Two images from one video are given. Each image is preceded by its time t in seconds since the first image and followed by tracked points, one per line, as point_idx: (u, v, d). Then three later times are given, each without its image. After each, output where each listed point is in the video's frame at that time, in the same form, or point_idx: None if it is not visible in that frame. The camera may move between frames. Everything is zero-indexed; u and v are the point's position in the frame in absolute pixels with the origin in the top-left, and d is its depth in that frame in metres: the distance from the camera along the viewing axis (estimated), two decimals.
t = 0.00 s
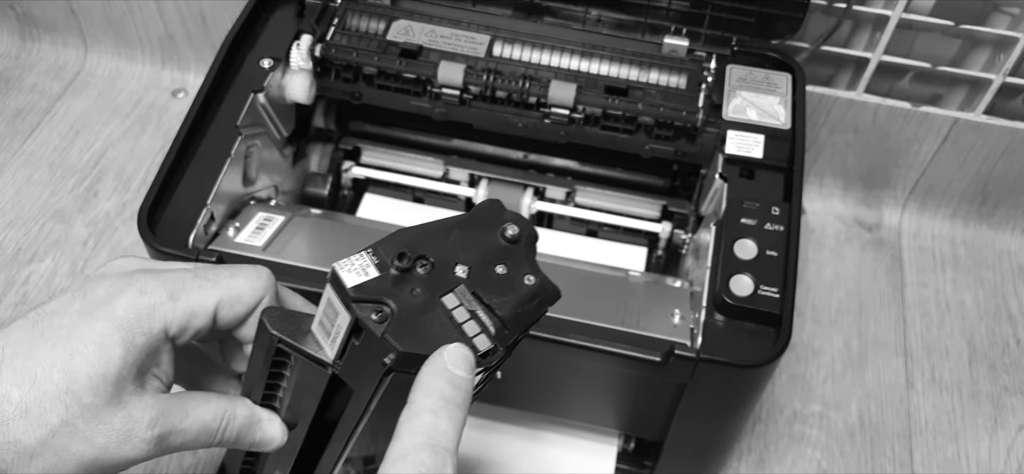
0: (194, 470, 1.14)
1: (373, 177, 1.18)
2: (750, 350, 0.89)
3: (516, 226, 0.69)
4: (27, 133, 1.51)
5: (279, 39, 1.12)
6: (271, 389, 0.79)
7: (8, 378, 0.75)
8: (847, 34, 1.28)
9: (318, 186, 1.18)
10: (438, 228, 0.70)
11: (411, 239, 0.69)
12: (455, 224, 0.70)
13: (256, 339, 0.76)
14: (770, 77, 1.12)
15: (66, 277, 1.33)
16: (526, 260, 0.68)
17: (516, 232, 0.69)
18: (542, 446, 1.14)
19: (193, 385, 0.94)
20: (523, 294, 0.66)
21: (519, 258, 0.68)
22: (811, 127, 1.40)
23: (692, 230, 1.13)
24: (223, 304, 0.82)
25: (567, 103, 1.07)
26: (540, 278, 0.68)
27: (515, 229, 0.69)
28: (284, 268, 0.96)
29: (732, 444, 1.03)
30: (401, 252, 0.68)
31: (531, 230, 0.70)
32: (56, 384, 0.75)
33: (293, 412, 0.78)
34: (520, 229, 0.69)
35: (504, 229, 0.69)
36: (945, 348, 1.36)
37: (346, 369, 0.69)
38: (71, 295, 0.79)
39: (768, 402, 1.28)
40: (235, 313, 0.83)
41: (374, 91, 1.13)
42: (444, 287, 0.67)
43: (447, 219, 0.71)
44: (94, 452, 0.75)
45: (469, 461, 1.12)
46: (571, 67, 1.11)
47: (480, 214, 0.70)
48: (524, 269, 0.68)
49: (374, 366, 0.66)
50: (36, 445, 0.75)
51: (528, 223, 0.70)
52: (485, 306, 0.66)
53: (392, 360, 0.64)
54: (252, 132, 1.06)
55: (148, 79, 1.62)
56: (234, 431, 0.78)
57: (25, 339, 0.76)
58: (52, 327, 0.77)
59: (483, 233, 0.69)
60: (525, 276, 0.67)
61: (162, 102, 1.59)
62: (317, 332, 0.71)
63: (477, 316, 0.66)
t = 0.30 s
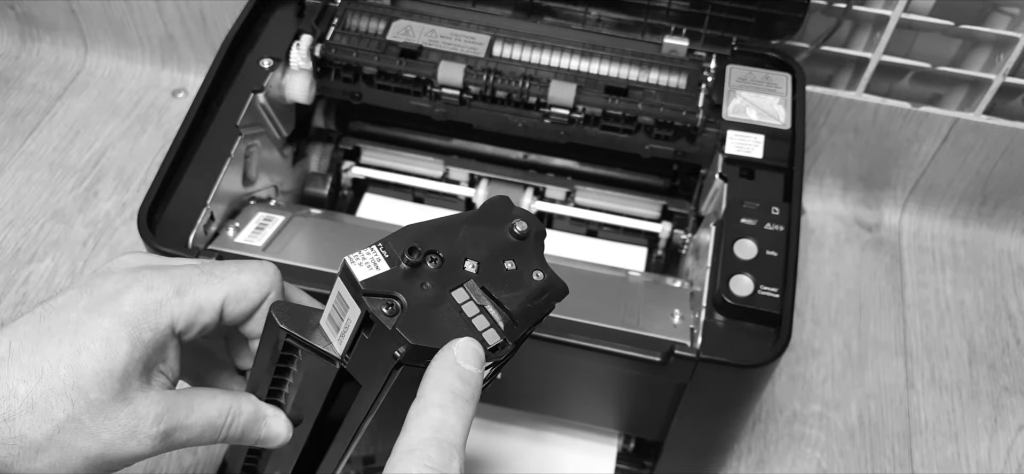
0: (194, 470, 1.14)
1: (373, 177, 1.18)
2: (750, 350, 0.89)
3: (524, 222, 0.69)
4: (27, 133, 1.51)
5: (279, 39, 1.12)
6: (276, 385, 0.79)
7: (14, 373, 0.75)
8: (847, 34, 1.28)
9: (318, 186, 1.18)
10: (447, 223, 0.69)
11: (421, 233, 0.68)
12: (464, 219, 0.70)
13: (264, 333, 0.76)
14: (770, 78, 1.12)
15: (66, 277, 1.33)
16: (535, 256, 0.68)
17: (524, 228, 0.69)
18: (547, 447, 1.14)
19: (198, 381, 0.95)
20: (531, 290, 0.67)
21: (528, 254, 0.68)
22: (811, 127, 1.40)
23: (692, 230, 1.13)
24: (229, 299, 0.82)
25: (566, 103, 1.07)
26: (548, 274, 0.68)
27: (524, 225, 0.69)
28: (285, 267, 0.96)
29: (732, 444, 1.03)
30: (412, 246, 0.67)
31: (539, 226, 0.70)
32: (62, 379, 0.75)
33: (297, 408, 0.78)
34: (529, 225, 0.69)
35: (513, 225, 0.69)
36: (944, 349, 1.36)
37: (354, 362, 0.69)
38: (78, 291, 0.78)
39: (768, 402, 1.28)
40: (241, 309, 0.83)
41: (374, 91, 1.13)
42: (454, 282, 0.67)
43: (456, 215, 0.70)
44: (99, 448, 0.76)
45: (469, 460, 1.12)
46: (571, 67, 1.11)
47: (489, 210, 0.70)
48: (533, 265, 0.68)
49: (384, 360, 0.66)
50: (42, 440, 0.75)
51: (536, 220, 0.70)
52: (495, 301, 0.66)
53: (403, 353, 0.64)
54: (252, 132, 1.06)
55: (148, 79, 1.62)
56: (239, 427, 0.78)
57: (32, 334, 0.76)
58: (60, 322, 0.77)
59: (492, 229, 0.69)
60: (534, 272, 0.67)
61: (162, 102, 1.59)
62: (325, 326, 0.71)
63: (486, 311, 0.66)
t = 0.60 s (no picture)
0: (194, 470, 1.14)
1: (373, 177, 1.18)
2: (749, 350, 0.89)
3: (532, 227, 0.69)
4: (27, 133, 1.51)
5: (279, 39, 1.12)
6: (281, 387, 0.79)
7: (18, 374, 0.75)
8: (847, 34, 1.28)
9: (317, 186, 1.18)
10: (456, 226, 0.70)
11: (429, 237, 0.69)
12: (472, 223, 0.70)
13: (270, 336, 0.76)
14: (770, 78, 1.12)
15: (66, 277, 1.33)
16: (543, 261, 0.69)
17: (532, 232, 0.69)
18: (550, 447, 1.14)
19: (200, 382, 0.94)
20: (539, 295, 0.67)
21: (535, 258, 0.69)
22: (811, 127, 1.40)
23: (692, 230, 1.13)
24: (233, 300, 0.82)
25: (566, 103, 1.07)
26: (556, 279, 0.68)
27: (531, 229, 0.69)
28: (285, 268, 0.96)
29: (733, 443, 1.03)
30: (420, 250, 0.68)
31: (547, 231, 0.70)
32: (66, 380, 0.75)
33: (301, 410, 0.79)
34: (537, 230, 0.69)
35: (521, 229, 0.69)
36: (944, 349, 1.36)
37: (361, 366, 0.69)
38: (82, 292, 0.79)
39: (768, 402, 1.28)
40: (245, 310, 0.83)
41: (374, 91, 1.13)
42: (462, 287, 0.67)
43: (464, 218, 0.71)
44: (102, 449, 0.76)
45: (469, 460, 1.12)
46: (571, 67, 1.11)
47: (498, 213, 0.71)
48: (540, 270, 0.68)
49: (392, 364, 0.67)
50: (45, 441, 0.75)
51: (544, 224, 0.70)
52: (503, 306, 0.67)
53: (414, 358, 0.65)
54: (252, 132, 1.06)
55: (148, 79, 1.62)
56: (243, 429, 0.78)
57: (35, 335, 0.77)
58: (63, 323, 0.77)
59: (500, 233, 0.70)
60: (542, 277, 0.68)
61: (161, 102, 1.59)
62: (332, 330, 0.71)
63: (494, 316, 0.66)
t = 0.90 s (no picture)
0: (194, 470, 1.14)
1: (373, 177, 1.18)
2: (748, 350, 0.89)
3: (530, 235, 0.70)
4: (27, 133, 1.51)
5: (279, 39, 1.12)
6: (278, 392, 0.79)
7: (14, 380, 0.75)
8: (847, 34, 1.28)
9: (318, 186, 1.18)
10: (453, 235, 0.70)
11: (426, 246, 0.70)
12: (470, 232, 0.71)
13: (267, 340, 0.77)
14: (770, 78, 1.12)
15: (66, 277, 1.33)
16: (541, 269, 0.69)
17: (530, 241, 0.70)
18: (550, 448, 1.14)
19: (199, 383, 0.95)
20: (536, 303, 0.67)
21: (533, 267, 0.69)
22: (811, 127, 1.40)
23: (692, 230, 1.13)
24: (229, 306, 0.82)
25: (567, 103, 1.07)
26: (554, 288, 0.69)
27: (529, 237, 0.70)
28: (285, 268, 0.96)
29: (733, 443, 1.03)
30: (416, 259, 0.68)
31: (545, 239, 0.71)
32: (62, 385, 0.75)
33: (299, 414, 0.78)
34: (534, 238, 0.70)
35: (519, 238, 0.70)
36: (944, 349, 1.36)
37: (357, 374, 0.69)
38: (78, 297, 0.79)
39: (768, 402, 1.28)
40: (241, 315, 0.84)
41: (374, 91, 1.13)
42: (458, 296, 0.67)
43: (462, 226, 0.71)
44: (99, 455, 0.75)
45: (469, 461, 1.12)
46: (571, 67, 1.11)
47: (496, 221, 0.71)
48: (538, 278, 0.69)
49: (387, 375, 0.67)
50: (42, 446, 0.75)
51: (542, 232, 0.71)
52: (499, 316, 0.67)
53: (407, 368, 0.65)
54: (252, 132, 1.06)
55: (148, 79, 1.62)
56: (240, 433, 0.78)
57: (32, 340, 0.77)
58: (59, 328, 0.77)
59: (497, 241, 0.70)
60: (539, 286, 0.68)
61: (162, 102, 1.59)
62: (328, 337, 0.72)
63: (490, 325, 0.66)
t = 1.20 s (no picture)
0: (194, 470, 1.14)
1: (373, 177, 1.18)
2: (749, 350, 0.89)
3: (526, 245, 0.70)
4: (27, 133, 1.51)
5: (279, 38, 1.12)
6: (275, 402, 0.80)
7: (8, 392, 0.75)
8: (847, 34, 1.28)
9: (318, 186, 1.18)
10: (449, 246, 0.69)
11: (421, 259, 0.68)
12: (466, 243, 0.70)
13: (263, 352, 0.76)
14: (770, 78, 1.12)
15: (67, 277, 1.33)
16: (538, 281, 0.69)
17: (527, 251, 0.69)
18: (549, 448, 1.14)
19: (197, 389, 0.94)
20: (533, 316, 0.68)
21: (529, 278, 0.69)
22: (811, 127, 1.40)
23: (692, 230, 1.13)
24: (223, 322, 0.83)
25: (567, 103, 1.07)
26: (550, 298, 0.69)
27: (526, 248, 0.69)
28: (284, 268, 0.96)
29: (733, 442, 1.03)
30: (412, 273, 0.67)
31: (540, 248, 0.71)
32: (56, 399, 0.74)
33: (297, 422, 0.78)
34: (531, 249, 0.70)
35: (515, 248, 0.70)
36: (944, 349, 1.36)
37: (354, 387, 0.68)
38: (71, 310, 0.79)
39: (768, 402, 1.28)
40: (234, 331, 0.84)
41: (374, 90, 1.13)
42: (455, 309, 0.67)
43: (458, 237, 0.70)
44: (94, 467, 0.75)
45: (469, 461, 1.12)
46: (571, 67, 1.11)
47: (493, 231, 0.71)
48: (534, 290, 0.69)
49: (384, 389, 0.67)
50: (36, 460, 0.74)
51: (538, 241, 0.71)
52: (496, 329, 0.67)
53: (404, 385, 0.64)
54: (252, 132, 1.06)
55: (148, 79, 1.62)
56: (237, 444, 0.78)
57: (25, 353, 0.76)
58: (52, 341, 0.77)
59: (494, 252, 0.70)
60: (536, 298, 0.68)
61: (162, 102, 1.59)
62: (324, 350, 0.71)
63: (488, 340, 0.67)
